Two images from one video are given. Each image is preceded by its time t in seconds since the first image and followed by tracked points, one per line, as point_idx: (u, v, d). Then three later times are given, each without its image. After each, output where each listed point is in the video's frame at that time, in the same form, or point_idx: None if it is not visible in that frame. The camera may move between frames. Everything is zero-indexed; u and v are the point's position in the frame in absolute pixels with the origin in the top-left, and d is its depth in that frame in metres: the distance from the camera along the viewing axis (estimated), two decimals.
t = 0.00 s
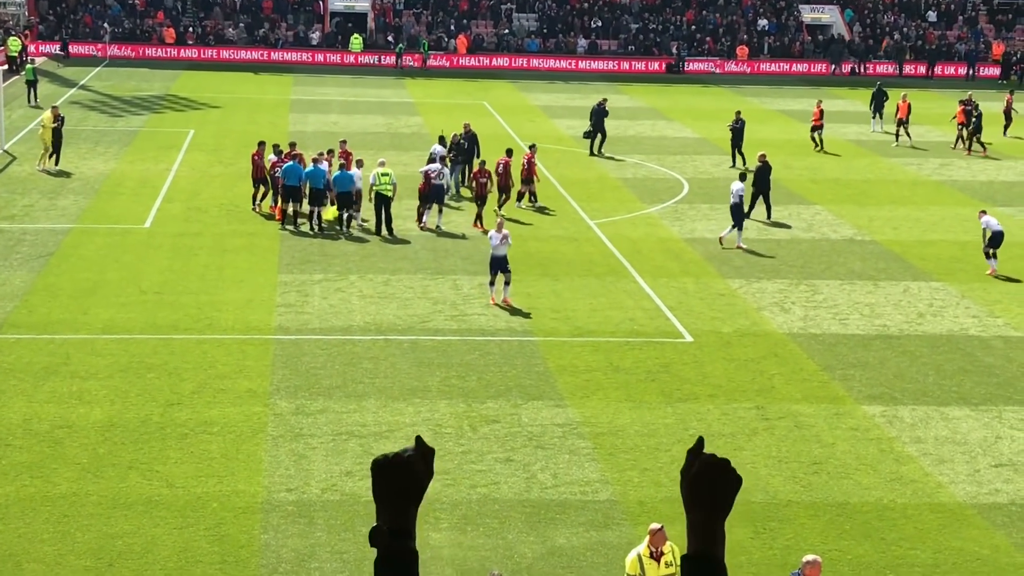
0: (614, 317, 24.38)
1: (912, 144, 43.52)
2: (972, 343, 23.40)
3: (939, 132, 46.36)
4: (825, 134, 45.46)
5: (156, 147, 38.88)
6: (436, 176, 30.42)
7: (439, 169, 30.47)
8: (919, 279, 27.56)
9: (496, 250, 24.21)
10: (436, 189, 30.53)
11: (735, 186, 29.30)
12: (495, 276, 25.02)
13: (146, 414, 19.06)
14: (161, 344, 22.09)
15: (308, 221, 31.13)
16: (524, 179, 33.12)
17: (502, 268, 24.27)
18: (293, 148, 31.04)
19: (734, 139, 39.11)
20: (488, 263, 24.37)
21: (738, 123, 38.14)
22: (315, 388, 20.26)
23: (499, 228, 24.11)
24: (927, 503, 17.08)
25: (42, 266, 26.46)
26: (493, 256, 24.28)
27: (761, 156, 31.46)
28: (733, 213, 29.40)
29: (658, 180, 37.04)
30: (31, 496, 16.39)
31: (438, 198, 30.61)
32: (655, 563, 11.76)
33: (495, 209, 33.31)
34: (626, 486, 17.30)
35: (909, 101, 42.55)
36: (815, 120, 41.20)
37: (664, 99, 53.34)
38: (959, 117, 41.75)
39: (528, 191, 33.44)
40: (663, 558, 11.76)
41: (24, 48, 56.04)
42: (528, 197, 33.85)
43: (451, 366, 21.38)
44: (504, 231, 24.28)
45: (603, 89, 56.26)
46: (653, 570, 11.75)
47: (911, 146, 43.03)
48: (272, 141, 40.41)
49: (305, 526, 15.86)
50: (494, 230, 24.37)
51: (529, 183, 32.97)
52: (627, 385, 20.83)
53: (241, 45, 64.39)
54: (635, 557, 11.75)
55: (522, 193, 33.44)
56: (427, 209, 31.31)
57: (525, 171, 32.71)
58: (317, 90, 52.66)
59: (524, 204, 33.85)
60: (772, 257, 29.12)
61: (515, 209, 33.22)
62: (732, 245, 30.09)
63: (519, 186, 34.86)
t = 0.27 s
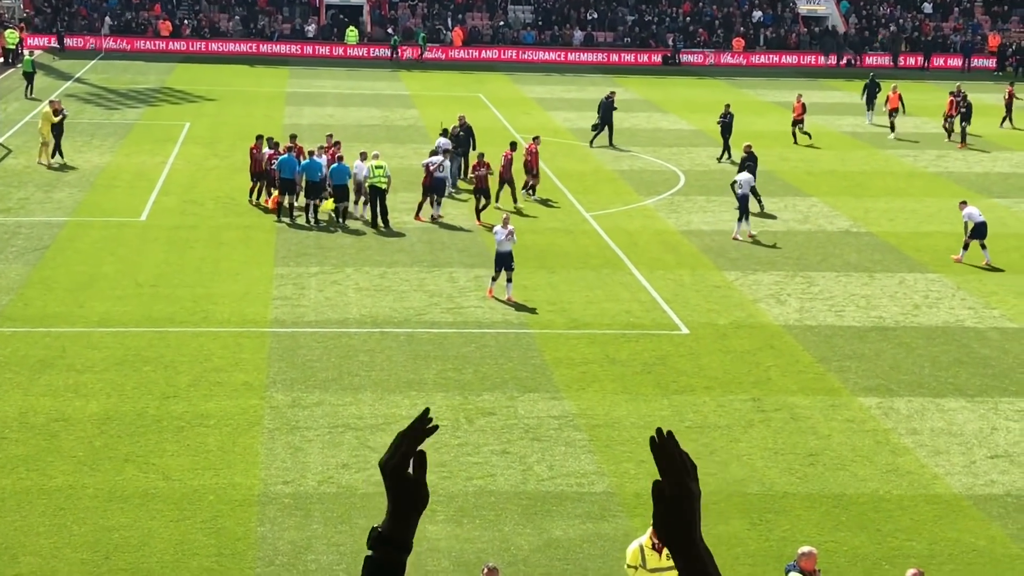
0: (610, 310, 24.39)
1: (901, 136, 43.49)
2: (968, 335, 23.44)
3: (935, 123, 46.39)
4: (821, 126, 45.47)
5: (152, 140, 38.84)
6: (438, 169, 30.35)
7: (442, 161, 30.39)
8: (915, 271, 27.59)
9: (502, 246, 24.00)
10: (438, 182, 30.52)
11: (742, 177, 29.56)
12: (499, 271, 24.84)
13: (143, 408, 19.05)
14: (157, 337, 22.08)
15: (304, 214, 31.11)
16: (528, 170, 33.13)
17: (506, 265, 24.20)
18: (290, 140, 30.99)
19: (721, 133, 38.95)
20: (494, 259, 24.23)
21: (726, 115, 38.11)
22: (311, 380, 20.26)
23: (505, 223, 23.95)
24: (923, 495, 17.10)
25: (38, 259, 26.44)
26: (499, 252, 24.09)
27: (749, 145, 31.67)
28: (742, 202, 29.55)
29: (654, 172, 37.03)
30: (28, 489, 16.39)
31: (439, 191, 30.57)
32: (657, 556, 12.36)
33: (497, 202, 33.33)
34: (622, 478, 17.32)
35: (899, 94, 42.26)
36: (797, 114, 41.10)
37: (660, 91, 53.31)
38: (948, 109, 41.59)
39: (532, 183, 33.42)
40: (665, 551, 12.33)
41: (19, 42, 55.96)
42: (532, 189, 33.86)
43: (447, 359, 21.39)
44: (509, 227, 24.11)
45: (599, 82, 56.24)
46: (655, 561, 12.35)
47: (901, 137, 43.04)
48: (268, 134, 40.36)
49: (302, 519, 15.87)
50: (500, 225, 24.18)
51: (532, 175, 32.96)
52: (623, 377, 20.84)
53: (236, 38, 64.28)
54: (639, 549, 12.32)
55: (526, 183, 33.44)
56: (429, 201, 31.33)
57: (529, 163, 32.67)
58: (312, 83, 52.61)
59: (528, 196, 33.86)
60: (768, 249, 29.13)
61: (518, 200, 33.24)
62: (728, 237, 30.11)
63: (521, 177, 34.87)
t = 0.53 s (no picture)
0: (606, 305, 24.39)
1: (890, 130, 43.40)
2: (964, 329, 23.45)
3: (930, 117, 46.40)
4: (816, 120, 45.48)
5: (147, 136, 38.78)
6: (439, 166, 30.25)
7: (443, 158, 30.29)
8: (910, 265, 27.59)
9: (505, 243, 23.82)
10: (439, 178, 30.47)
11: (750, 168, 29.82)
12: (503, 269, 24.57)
13: (138, 404, 19.03)
14: (152, 334, 22.05)
15: (299, 210, 31.04)
16: (529, 165, 33.11)
17: (510, 262, 24.03)
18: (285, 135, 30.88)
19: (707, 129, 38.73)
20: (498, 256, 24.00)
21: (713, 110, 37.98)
22: (307, 377, 20.25)
23: (509, 221, 23.74)
24: (918, 489, 17.11)
25: (33, 256, 26.39)
26: (503, 249, 23.91)
27: (734, 138, 31.89)
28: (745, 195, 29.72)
29: (649, 167, 37.00)
30: (24, 487, 16.38)
31: (441, 187, 30.51)
32: (660, 549, 12.63)
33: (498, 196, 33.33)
34: (619, 473, 17.32)
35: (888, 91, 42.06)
36: (779, 108, 40.81)
37: (656, 86, 53.31)
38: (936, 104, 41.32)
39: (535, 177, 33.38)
40: (668, 546, 12.64)
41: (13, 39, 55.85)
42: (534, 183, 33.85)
43: (443, 355, 21.38)
44: (514, 224, 23.95)
45: (594, 76, 56.24)
46: (657, 555, 12.60)
47: (890, 132, 42.96)
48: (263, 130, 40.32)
49: (298, 515, 15.87)
50: (503, 222, 24.01)
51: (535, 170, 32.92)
52: (619, 372, 20.85)
53: (231, 33, 64.16)
54: (643, 542, 12.60)
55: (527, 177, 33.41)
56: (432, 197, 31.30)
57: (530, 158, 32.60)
58: (307, 78, 52.55)
59: (530, 190, 33.85)
60: (763, 244, 29.14)
61: (520, 195, 33.22)
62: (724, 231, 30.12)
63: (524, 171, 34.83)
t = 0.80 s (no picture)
0: (599, 304, 24.40)
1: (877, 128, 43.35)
2: (956, 327, 23.47)
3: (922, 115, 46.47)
4: (808, 118, 45.54)
5: (139, 137, 38.75)
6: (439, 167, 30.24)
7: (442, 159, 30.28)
8: (903, 263, 27.63)
9: (505, 247, 23.67)
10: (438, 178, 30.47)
11: (749, 166, 29.81)
12: (503, 271, 24.54)
13: (131, 405, 19.01)
14: (144, 335, 22.04)
15: (291, 210, 31.00)
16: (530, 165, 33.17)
17: (511, 266, 23.84)
18: (277, 135, 30.84)
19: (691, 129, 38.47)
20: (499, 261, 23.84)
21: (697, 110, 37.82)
22: (299, 377, 20.24)
23: (509, 224, 23.54)
24: (911, 487, 17.13)
25: (25, 257, 26.36)
26: (503, 253, 23.76)
27: (716, 137, 31.92)
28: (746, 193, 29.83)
29: (641, 166, 37.01)
30: (16, 488, 16.36)
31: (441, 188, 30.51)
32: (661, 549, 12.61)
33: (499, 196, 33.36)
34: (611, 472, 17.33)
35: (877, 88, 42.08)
36: (758, 108, 40.46)
37: (648, 85, 53.34)
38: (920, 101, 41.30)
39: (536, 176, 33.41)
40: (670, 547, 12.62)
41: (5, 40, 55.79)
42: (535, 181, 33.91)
43: (436, 354, 21.38)
44: (514, 227, 23.76)
45: (586, 76, 56.26)
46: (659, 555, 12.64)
47: (878, 130, 42.92)
48: (255, 130, 40.29)
49: (291, 516, 15.86)
50: (503, 225, 23.81)
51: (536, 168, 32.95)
52: (612, 371, 20.87)
53: (223, 34, 64.11)
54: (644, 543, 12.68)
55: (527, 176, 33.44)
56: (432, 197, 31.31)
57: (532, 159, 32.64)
58: (299, 79, 52.53)
59: (530, 189, 33.90)
60: (756, 242, 29.17)
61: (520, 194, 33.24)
62: (715, 230, 30.16)
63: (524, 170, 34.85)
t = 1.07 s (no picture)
0: (589, 307, 24.42)
1: (864, 131, 43.32)
2: (946, 329, 23.52)
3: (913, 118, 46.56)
4: (799, 121, 45.63)
5: (129, 141, 38.72)
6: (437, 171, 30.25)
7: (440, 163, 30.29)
8: (893, 265, 27.68)
9: (506, 251, 23.65)
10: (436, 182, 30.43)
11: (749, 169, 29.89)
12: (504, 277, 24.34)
13: (121, 410, 18.99)
14: (135, 339, 22.02)
15: (282, 214, 31.00)
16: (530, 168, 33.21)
17: (513, 270, 23.76)
18: (268, 139, 30.84)
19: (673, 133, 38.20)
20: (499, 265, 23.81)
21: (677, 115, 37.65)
22: (290, 381, 20.22)
23: (510, 228, 23.52)
24: (902, 489, 17.16)
25: (15, 262, 26.33)
26: (503, 257, 23.73)
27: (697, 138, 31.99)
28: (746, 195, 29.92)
29: (632, 169, 37.04)
30: (6, 493, 16.34)
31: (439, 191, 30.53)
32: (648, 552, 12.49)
33: (497, 200, 33.38)
34: (602, 475, 17.34)
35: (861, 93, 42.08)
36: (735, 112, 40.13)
37: (639, 88, 53.39)
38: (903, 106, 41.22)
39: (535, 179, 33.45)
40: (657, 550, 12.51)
41: None
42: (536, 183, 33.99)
43: (426, 358, 21.38)
44: (514, 232, 23.70)
45: (577, 79, 56.31)
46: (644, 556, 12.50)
47: (866, 134, 42.95)
48: (247, 134, 40.28)
49: (281, 520, 15.85)
50: (504, 230, 23.77)
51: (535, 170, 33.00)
52: (603, 374, 20.89)
53: (214, 37, 64.06)
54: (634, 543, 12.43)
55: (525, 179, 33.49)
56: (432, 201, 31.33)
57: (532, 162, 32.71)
58: (290, 82, 52.51)
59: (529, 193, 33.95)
60: (747, 245, 29.21)
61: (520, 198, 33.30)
62: (706, 233, 30.20)
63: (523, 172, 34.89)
